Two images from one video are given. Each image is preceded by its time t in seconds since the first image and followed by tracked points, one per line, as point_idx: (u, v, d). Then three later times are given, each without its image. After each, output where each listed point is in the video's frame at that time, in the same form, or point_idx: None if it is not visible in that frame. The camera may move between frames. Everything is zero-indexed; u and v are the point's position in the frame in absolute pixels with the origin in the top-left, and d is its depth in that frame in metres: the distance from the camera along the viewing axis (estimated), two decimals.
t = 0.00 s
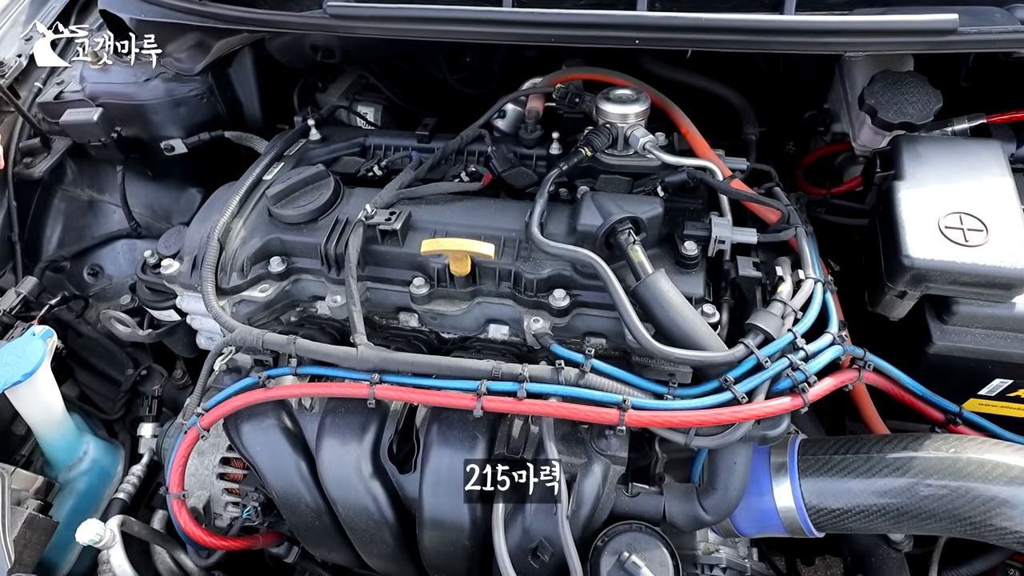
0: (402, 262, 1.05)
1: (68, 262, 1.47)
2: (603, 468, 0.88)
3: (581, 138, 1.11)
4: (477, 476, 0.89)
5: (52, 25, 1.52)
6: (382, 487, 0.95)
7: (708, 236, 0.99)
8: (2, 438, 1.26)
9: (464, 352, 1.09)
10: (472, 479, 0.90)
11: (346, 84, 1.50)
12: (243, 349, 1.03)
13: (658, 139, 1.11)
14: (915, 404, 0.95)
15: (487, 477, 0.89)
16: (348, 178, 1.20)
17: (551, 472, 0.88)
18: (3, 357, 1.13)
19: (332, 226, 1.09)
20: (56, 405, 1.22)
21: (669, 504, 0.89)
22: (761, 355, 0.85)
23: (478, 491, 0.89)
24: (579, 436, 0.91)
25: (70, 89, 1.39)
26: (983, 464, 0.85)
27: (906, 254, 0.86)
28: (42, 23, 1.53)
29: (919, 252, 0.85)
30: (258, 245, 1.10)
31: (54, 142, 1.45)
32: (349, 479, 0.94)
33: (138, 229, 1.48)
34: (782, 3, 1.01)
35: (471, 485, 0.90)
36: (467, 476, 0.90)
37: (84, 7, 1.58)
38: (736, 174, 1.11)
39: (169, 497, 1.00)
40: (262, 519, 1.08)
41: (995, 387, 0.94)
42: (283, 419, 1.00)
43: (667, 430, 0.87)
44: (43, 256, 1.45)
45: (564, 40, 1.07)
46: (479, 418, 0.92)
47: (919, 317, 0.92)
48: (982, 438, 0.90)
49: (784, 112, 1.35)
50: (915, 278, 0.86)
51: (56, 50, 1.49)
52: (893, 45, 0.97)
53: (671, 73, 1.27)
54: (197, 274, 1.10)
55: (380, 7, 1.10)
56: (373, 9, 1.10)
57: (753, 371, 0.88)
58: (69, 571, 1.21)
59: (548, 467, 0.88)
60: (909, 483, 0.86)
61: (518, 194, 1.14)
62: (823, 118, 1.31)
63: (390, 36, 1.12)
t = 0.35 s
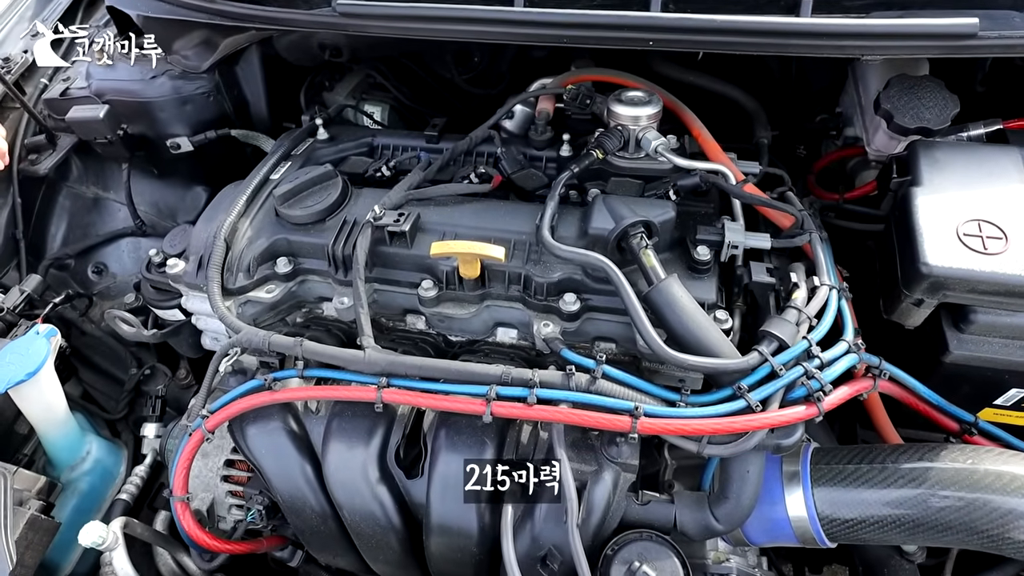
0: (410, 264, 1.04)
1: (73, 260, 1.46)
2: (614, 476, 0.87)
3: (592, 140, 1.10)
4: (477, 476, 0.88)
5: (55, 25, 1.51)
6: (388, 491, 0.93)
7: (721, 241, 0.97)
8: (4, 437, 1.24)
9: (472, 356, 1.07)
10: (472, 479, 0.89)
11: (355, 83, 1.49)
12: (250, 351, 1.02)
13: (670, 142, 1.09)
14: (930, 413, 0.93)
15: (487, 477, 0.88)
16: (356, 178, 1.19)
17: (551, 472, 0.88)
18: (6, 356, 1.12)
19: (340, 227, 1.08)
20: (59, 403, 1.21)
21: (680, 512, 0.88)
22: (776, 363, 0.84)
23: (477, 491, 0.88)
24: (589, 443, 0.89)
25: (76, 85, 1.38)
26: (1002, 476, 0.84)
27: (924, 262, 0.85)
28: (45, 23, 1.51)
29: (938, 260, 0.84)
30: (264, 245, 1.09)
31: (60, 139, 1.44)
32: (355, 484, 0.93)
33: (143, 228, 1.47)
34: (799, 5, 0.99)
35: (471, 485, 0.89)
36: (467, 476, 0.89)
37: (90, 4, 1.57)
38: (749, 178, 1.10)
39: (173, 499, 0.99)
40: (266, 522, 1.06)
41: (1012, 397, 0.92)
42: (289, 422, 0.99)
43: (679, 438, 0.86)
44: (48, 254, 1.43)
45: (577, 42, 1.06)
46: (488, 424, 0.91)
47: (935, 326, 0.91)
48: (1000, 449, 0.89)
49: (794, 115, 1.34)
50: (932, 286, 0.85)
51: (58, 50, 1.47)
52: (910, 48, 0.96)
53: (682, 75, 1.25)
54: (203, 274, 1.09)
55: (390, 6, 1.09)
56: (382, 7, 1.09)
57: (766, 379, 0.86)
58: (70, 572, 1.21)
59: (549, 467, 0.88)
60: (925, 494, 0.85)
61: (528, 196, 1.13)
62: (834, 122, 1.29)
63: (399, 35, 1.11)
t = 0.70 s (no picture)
0: (428, 272, 1.05)
1: (84, 266, 1.46)
2: (633, 482, 0.87)
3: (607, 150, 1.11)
4: (478, 476, 0.90)
5: (70, 32, 1.52)
6: (407, 497, 0.94)
7: (736, 250, 0.99)
8: (16, 444, 1.22)
9: (488, 362, 1.09)
10: (472, 479, 0.90)
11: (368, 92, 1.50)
12: (269, 357, 1.03)
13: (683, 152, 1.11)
14: (943, 420, 0.94)
15: (487, 477, 0.90)
16: (371, 186, 1.20)
17: (551, 472, 0.91)
18: (21, 361, 1.12)
19: (357, 234, 1.09)
20: (72, 409, 1.21)
21: (697, 517, 0.89)
22: (793, 371, 0.85)
23: (479, 491, 0.89)
24: (608, 450, 0.90)
25: (92, 92, 1.39)
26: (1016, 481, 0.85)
27: (937, 270, 0.86)
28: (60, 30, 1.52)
29: (951, 269, 0.86)
30: (282, 252, 1.10)
31: (74, 145, 1.45)
32: (373, 489, 0.93)
33: (155, 234, 1.47)
34: (811, 20, 1.02)
35: (471, 485, 0.90)
36: (467, 476, 0.90)
37: (106, 11, 1.58)
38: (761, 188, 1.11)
39: (190, 506, 0.99)
40: (282, 529, 1.06)
41: None
42: (307, 428, 1.00)
43: (697, 445, 0.87)
44: (60, 259, 1.44)
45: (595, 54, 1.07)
46: (507, 430, 0.92)
47: (948, 334, 0.92)
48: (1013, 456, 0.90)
49: (801, 126, 1.36)
50: (946, 295, 0.87)
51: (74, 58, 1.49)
52: (922, 62, 0.98)
53: (694, 86, 1.27)
54: (221, 280, 1.10)
55: (410, 16, 1.10)
56: (401, 18, 1.11)
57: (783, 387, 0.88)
58: None
59: (549, 467, 0.91)
60: (941, 500, 0.86)
61: (544, 205, 1.14)
62: (843, 134, 1.33)
63: (416, 45, 1.12)
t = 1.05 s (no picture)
0: (480, 284, 1.05)
1: (105, 285, 1.42)
2: (704, 488, 0.88)
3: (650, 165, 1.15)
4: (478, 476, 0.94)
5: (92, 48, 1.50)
6: (472, 514, 0.92)
7: (786, 259, 1.01)
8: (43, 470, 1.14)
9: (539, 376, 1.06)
10: (473, 480, 0.94)
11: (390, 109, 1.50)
12: (321, 371, 1.01)
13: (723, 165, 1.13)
14: (992, 421, 0.97)
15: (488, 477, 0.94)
16: (413, 201, 1.20)
17: (551, 472, 0.91)
18: (55, 382, 1.08)
19: (406, 248, 1.09)
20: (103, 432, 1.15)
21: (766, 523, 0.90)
22: (857, 374, 0.87)
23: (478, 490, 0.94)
24: (676, 457, 0.91)
25: (116, 109, 1.38)
26: None
27: (988, 274, 0.89)
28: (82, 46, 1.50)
29: (1002, 272, 0.89)
30: (329, 266, 1.09)
31: (97, 162, 1.41)
32: (437, 503, 0.92)
33: (179, 252, 1.45)
34: (848, 37, 1.06)
35: (471, 485, 0.94)
36: (467, 476, 0.94)
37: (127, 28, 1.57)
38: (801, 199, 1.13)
39: (245, 528, 0.96)
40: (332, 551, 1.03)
41: None
42: (362, 444, 0.98)
43: (765, 449, 0.87)
44: (80, 279, 1.40)
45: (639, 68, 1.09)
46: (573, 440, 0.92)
47: (996, 337, 0.95)
48: None
49: (820, 143, 1.41)
50: (997, 298, 0.89)
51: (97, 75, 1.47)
52: (956, 77, 1.02)
53: (721, 103, 1.31)
54: (266, 295, 1.08)
55: (455, 32, 1.11)
56: (446, 34, 1.12)
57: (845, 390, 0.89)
58: None
59: (549, 467, 0.91)
60: (1003, 499, 0.91)
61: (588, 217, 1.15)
62: (865, 148, 1.34)
63: (460, 60, 1.13)
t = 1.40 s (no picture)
0: (557, 270, 1.03)
1: (141, 299, 1.38)
2: (811, 458, 0.88)
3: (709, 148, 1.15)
4: (478, 475, 0.93)
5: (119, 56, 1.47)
6: (575, 499, 0.91)
7: (861, 229, 1.02)
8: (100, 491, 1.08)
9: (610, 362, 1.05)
10: (473, 479, 0.94)
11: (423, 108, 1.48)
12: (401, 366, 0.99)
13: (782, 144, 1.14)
14: None
15: (488, 477, 0.94)
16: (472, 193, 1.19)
17: (551, 472, 0.91)
18: (116, 394, 1.04)
19: (477, 237, 1.07)
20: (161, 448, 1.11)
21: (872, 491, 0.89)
22: (957, 334, 0.88)
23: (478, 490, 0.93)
24: (777, 428, 0.90)
25: (149, 116, 1.35)
26: None
27: None
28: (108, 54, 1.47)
29: None
30: (398, 259, 1.07)
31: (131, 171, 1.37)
32: (536, 491, 0.91)
33: (217, 261, 1.41)
34: (904, 10, 1.08)
35: (471, 485, 0.93)
36: (467, 476, 0.94)
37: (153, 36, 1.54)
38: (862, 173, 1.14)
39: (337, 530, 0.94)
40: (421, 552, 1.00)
41: None
42: (451, 436, 0.96)
43: (870, 415, 0.87)
44: (116, 292, 1.36)
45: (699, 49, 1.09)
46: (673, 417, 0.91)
47: None
48: None
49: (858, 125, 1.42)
50: None
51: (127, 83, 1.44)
52: (1014, 46, 1.04)
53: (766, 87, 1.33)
54: (334, 293, 1.05)
55: (514, 19, 1.10)
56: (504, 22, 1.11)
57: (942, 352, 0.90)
58: None
59: (549, 467, 0.92)
60: None
61: (652, 201, 1.15)
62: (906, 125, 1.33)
63: (519, 49, 1.12)
